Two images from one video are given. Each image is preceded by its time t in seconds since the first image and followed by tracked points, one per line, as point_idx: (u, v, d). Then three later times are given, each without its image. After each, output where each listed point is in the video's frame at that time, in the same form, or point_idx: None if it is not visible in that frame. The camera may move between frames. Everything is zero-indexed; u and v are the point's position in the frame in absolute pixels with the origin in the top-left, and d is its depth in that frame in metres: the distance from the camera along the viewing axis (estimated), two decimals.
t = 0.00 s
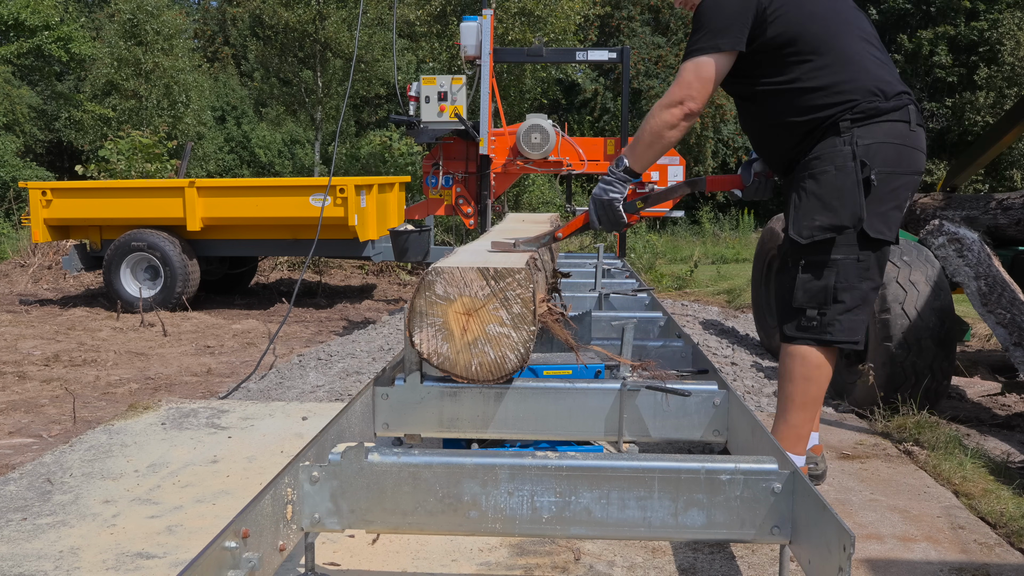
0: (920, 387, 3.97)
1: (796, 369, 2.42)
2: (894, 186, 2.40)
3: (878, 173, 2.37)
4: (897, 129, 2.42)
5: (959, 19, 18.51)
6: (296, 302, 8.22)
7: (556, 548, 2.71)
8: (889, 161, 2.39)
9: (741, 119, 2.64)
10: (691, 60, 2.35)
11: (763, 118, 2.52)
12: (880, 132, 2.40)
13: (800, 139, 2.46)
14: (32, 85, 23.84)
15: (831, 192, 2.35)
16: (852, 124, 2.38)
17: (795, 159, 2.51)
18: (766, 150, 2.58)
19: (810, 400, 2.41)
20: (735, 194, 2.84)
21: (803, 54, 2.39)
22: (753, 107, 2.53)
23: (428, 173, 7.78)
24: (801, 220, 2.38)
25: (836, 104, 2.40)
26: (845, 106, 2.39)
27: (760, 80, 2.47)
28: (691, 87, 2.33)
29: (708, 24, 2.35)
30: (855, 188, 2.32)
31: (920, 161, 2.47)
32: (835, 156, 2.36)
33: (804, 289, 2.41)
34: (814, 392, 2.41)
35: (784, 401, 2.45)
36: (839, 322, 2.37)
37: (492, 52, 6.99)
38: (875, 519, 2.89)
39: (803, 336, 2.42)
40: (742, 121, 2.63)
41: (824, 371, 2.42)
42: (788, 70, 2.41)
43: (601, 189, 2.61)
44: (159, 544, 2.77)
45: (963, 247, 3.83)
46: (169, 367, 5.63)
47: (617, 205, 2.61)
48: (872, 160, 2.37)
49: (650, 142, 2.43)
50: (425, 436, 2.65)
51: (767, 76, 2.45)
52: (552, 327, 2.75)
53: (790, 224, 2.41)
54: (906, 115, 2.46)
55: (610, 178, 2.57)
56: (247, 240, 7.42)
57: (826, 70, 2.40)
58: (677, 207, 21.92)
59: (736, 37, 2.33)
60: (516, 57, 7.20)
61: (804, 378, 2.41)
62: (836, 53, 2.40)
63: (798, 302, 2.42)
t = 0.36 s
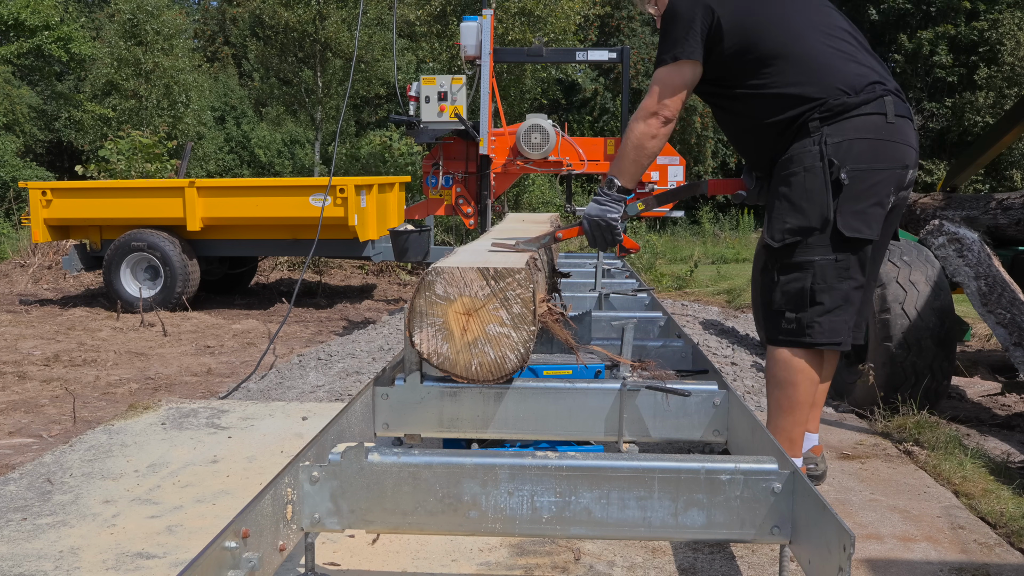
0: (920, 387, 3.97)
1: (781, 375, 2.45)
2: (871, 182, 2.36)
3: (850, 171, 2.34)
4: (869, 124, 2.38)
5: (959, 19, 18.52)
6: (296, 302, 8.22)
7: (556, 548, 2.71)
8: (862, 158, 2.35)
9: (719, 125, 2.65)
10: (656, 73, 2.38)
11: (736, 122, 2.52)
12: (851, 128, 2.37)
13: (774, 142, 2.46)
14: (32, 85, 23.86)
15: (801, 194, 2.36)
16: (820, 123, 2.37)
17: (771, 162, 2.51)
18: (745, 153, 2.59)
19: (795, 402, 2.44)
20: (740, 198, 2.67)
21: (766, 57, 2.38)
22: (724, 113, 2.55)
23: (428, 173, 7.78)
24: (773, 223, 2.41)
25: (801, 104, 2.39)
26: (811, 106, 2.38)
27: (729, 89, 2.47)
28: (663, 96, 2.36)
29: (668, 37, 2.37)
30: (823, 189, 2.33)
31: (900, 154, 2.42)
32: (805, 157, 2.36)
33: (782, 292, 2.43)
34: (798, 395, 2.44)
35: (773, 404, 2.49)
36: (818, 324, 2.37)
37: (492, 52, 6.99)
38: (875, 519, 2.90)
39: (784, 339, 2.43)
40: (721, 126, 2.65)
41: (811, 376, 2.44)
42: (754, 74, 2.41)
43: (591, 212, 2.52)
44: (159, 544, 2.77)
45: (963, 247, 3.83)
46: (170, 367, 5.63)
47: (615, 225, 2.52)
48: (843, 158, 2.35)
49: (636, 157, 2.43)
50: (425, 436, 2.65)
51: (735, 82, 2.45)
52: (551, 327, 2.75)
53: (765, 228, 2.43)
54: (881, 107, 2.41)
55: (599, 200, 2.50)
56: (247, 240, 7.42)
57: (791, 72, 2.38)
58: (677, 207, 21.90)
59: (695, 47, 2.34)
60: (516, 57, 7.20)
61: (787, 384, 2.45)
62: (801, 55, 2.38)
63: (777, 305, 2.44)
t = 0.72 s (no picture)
0: (920, 387, 3.97)
1: (776, 376, 2.46)
2: (860, 183, 2.36)
3: (839, 172, 2.34)
4: (860, 123, 2.37)
5: (959, 19, 18.54)
6: (296, 302, 8.22)
7: (556, 549, 2.71)
8: (851, 158, 2.35)
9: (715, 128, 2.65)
10: (670, 79, 2.34)
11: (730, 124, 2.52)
12: (841, 128, 2.36)
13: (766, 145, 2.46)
14: (32, 85, 23.87)
15: (790, 196, 2.35)
16: (809, 124, 2.36)
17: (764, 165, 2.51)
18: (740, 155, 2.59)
19: (794, 404, 2.45)
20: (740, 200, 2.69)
21: (759, 58, 2.38)
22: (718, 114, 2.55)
23: (428, 173, 7.78)
24: (763, 226, 2.40)
25: (792, 105, 2.38)
26: (801, 106, 2.37)
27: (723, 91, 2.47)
28: (680, 108, 2.32)
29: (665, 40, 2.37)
30: (812, 190, 2.32)
31: (891, 153, 2.41)
32: (795, 158, 2.35)
33: (773, 295, 2.43)
34: (796, 398, 2.44)
35: (770, 406, 2.50)
36: (809, 327, 2.37)
37: (492, 52, 6.99)
38: (875, 519, 2.90)
39: (778, 342, 2.43)
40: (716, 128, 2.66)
41: (807, 379, 2.44)
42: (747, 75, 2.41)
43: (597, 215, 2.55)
44: (159, 544, 2.77)
45: (963, 247, 3.83)
46: (170, 367, 5.63)
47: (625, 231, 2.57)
48: (832, 159, 2.34)
49: (649, 168, 2.40)
50: (426, 436, 2.65)
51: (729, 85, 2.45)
52: (552, 327, 2.75)
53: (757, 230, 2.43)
54: (873, 106, 2.40)
55: (613, 208, 2.51)
56: (247, 240, 7.42)
57: (784, 73, 2.37)
58: (677, 207, 21.88)
59: (695, 50, 2.32)
60: (516, 57, 7.20)
61: (785, 387, 2.45)
62: (794, 56, 2.38)
63: (769, 308, 2.44)
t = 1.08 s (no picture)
0: (920, 387, 3.97)
1: (782, 379, 2.45)
2: (874, 185, 2.36)
3: (853, 175, 2.33)
4: (873, 124, 2.37)
5: (959, 19, 18.55)
6: (296, 302, 8.22)
7: (556, 549, 2.70)
8: (866, 160, 2.35)
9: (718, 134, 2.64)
10: (666, 84, 2.33)
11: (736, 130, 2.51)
12: (854, 129, 2.36)
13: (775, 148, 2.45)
14: (33, 85, 23.88)
15: (802, 198, 2.35)
16: (822, 125, 2.36)
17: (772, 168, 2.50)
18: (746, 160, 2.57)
19: (799, 406, 2.45)
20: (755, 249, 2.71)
21: (769, 62, 2.37)
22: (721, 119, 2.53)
23: (428, 173, 7.78)
24: (775, 228, 2.39)
25: (803, 107, 2.37)
26: (814, 108, 2.36)
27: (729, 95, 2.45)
28: (673, 112, 2.32)
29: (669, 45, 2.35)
30: (826, 192, 2.32)
31: (904, 154, 2.41)
32: (807, 161, 2.35)
33: (784, 297, 2.43)
34: (801, 400, 2.44)
35: (774, 408, 2.50)
36: (821, 329, 2.37)
37: (492, 52, 6.99)
38: (875, 519, 2.90)
39: (787, 344, 2.43)
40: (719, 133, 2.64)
41: (812, 380, 2.44)
42: (754, 82, 2.39)
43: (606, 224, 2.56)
44: (159, 544, 2.77)
45: (963, 247, 3.84)
46: (170, 367, 5.63)
47: (627, 239, 2.55)
48: (846, 161, 2.34)
49: (647, 172, 2.40)
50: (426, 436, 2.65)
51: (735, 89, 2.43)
52: (552, 327, 2.75)
53: (768, 233, 2.42)
54: (883, 107, 2.40)
55: (619, 215, 2.51)
56: (247, 240, 7.42)
57: (793, 76, 2.37)
58: (677, 207, 21.87)
59: (701, 55, 2.31)
60: (516, 57, 7.20)
61: (791, 389, 2.45)
62: (802, 59, 2.37)
63: (780, 309, 2.44)
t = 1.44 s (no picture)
0: (920, 387, 3.97)
1: (785, 381, 2.45)
2: (883, 184, 2.35)
3: (862, 173, 2.33)
4: (880, 121, 2.37)
5: (959, 19, 18.56)
6: (296, 302, 8.22)
7: (556, 548, 2.70)
8: (874, 158, 2.34)
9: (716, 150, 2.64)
10: (647, 105, 2.34)
11: (734, 144, 2.51)
12: (861, 127, 2.35)
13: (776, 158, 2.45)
14: (33, 85, 23.89)
15: (810, 198, 2.34)
16: (828, 124, 2.35)
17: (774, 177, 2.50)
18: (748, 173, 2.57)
19: (802, 408, 2.45)
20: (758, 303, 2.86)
21: (765, 71, 2.37)
22: (722, 136, 2.52)
23: (428, 173, 7.78)
24: (782, 230, 2.38)
25: (807, 109, 2.36)
26: (818, 108, 2.36)
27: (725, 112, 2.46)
28: (650, 138, 2.33)
29: (657, 67, 2.35)
30: (832, 194, 2.32)
31: (913, 150, 2.41)
32: (813, 161, 2.34)
33: (790, 298, 2.42)
34: (805, 402, 2.44)
35: (776, 409, 2.50)
36: (828, 328, 2.37)
37: (492, 52, 6.99)
38: (876, 519, 2.90)
39: (793, 345, 2.43)
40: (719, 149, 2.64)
41: (816, 382, 2.43)
42: (752, 95, 2.39)
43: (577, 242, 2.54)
44: (159, 544, 2.77)
45: (963, 247, 3.84)
46: (170, 367, 5.63)
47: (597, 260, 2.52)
48: (854, 160, 2.33)
49: (620, 195, 2.42)
50: (426, 436, 2.65)
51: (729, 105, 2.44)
52: (552, 327, 2.74)
53: (774, 236, 2.41)
54: (889, 104, 2.41)
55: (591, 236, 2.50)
56: (247, 240, 7.42)
57: (790, 85, 2.37)
58: (678, 207, 21.86)
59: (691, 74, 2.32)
60: (516, 57, 7.20)
61: (794, 392, 2.44)
62: (798, 68, 2.37)
63: (786, 310, 2.43)
